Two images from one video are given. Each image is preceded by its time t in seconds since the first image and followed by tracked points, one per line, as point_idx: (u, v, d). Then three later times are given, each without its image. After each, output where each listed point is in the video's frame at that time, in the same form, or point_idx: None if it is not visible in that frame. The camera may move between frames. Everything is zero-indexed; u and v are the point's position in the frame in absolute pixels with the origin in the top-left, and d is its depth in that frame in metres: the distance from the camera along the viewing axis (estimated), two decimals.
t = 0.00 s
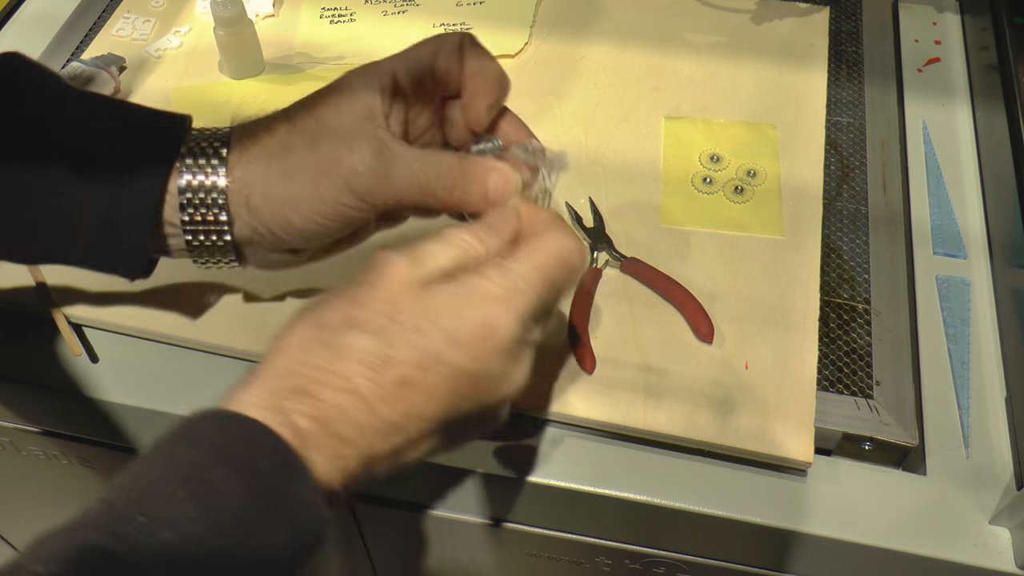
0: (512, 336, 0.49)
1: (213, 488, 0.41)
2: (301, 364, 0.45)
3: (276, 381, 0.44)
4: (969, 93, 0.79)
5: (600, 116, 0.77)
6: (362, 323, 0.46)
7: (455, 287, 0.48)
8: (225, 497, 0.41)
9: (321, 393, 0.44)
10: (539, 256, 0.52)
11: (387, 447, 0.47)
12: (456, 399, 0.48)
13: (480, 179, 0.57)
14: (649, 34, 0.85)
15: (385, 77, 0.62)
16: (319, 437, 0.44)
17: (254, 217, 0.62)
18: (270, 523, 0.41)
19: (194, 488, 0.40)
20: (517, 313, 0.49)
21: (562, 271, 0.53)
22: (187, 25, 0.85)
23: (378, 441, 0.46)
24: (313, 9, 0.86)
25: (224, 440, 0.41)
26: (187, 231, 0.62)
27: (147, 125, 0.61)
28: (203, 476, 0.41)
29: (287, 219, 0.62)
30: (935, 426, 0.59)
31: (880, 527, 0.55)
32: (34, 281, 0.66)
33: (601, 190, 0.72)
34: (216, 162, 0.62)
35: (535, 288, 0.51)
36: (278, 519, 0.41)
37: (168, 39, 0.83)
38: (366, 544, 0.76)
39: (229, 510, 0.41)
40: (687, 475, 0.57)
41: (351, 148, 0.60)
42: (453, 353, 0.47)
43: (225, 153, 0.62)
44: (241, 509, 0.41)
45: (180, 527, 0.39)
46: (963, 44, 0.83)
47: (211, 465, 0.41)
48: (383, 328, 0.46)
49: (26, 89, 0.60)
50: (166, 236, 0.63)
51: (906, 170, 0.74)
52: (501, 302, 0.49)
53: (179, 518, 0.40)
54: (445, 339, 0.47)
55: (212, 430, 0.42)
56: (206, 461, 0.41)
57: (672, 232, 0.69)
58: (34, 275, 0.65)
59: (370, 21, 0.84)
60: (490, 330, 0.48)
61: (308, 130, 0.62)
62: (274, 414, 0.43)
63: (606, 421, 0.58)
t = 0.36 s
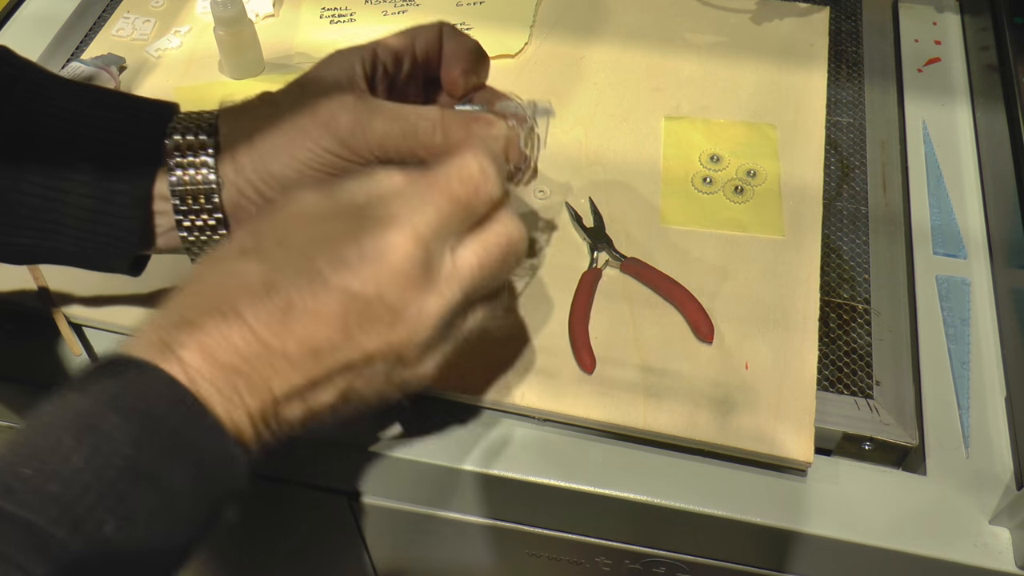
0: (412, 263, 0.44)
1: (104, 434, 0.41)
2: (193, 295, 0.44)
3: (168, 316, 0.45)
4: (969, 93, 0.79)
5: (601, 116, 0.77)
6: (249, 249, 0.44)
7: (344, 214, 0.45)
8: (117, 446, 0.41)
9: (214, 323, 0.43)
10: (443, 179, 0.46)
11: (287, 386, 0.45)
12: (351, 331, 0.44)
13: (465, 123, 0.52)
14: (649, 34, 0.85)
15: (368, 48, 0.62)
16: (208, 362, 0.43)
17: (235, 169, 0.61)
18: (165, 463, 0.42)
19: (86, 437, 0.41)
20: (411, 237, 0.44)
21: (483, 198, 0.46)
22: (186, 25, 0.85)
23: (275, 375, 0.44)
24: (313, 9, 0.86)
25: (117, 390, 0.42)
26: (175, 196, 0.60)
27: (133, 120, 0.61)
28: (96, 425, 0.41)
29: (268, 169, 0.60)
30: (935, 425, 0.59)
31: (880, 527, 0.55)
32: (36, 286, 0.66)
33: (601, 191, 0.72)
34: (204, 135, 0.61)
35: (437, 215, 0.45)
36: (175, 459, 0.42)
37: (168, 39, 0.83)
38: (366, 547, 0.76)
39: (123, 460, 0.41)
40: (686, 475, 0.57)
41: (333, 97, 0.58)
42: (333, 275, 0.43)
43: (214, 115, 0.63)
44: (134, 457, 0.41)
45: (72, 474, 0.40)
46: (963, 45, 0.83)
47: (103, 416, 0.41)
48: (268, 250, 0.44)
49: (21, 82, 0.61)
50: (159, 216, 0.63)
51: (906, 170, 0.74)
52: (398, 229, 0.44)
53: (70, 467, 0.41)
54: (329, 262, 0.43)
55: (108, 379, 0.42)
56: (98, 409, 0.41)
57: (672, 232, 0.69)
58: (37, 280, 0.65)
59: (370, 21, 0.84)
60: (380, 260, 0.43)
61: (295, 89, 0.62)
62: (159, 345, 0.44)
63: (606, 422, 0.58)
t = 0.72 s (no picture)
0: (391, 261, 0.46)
1: (44, 380, 0.39)
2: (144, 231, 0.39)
3: (109, 248, 0.39)
4: (969, 93, 0.79)
5: (601, 116, 0.77)
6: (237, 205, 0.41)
7: (344, 194, 0.44)
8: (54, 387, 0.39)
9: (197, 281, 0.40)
10: (440, 189, 0.48)
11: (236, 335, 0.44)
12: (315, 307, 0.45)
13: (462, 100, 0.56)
14: (649, 34, 0.85)
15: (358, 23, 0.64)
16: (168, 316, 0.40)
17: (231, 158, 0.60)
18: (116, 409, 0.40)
19: (22, 382, 0.39)
20: (401, 237, 0.45)
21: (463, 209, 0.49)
22: (186, 25, 0.85)
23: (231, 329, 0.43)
24: (313, 9, 0.86)
25: (54, 326, 0.39)
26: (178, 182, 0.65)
27: (127, 114, 0.64)
28: (34, 369, 0.39)
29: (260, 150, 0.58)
30: (935, 425, 0.59)
31: (880, 527, 0.55)
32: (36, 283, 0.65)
33: (601, 191, 0.72)
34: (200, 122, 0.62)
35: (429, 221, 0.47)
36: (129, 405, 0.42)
37: (168, 39, 0.83)
38: (366, 547, 0.76)
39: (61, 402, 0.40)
40: (686, 475, 0.57)
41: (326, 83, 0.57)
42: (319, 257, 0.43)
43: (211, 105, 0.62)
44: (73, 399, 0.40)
45: (10, 424, 0.38)
46: (963, 45, 0.83)
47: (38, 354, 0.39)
48: (260, 216, 0.41)
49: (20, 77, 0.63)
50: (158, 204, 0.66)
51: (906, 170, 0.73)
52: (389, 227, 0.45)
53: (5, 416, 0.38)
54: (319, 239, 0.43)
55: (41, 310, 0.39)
56: (35, 353, 0.39)
57: (672, 232, 0.69)
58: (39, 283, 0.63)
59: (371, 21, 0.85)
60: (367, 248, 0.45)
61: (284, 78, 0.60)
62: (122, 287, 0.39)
63: (606, 421, 0.58)
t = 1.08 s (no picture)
0: (424, 167, 0.43)
1: (65, 359, 0.37)
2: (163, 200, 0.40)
3: (129, 226, 0.39)
4: (969, 93, 0.79)
5: (601, 116, 0.77)
6: (245, 147, 0.41)
7: (354, 122, 0.43)
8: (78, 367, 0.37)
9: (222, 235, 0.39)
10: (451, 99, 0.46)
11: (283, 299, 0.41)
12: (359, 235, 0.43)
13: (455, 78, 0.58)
14: (650, 34, 0.85)
15: None
16: (188, 272, 0.38)
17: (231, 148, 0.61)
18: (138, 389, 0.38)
19: (41, 361, 0.36)
20: (426, 142, 0.44)
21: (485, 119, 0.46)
22: (186, 25, 0.85)
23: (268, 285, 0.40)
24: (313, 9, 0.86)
25: (76, 299, 0.37)
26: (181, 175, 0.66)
27: (133, 99, 0.63)
28: (53, 349, 0.37)
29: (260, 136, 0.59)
30: (935, 426, 0.59)
31: (881, 527, 0.55)
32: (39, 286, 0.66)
33: (602, 191, 0.72)
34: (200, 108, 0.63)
35: (452, 131, 0.45)
36: (153, 386, 0.38)
37: (168, 39, 0.83)
38: (366, 546, 0.76)
39: (84, 381, 0.37)
40: (686, 475, 0.57)
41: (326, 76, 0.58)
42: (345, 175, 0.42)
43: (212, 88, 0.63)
44: (101, 378, 0.38)
45: (29, 403, 0.36)
46: (963, 45, 0.83)
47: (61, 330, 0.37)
48: (265, 150, 0.41)
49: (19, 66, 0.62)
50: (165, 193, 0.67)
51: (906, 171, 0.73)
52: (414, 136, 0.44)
53: (24, 397, 0.36)
54: (336, 157, 0.42)
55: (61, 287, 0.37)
56: (55, 330, 0.37)
57: (672, 232, 0.69)
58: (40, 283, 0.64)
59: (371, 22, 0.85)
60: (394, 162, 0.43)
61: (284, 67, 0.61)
62: (138, 253, 0.38)
63: (605, 422, 0.58)
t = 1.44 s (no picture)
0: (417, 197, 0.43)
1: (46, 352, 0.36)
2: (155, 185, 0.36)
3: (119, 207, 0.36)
4: (969, 93, 0.79)
5: (600, 116, 0.77)
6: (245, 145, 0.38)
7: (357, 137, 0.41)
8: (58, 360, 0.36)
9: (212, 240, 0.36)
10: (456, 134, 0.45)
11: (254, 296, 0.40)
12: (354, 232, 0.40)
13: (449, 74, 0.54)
14: (650, 34, 0.85)
15: (343, 10, 0.65)
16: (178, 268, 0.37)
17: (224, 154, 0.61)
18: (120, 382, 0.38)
19: (25, 357, 0.35)
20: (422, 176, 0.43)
21: (477, 124, 0.46)
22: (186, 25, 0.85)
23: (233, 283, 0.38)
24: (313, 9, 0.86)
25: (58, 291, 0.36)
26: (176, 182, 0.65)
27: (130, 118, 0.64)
28: (37, 344, 0.36)
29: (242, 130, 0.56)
30: (935, 426, 0.59)
31: (880, 527, 0.55)
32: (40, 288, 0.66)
33: (601, 191, 0.72)
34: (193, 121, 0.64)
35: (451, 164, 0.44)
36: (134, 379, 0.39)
37: (168, 39, 0.83)
38: (367, 547, 0.76)
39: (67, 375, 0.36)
40: (686, 475, 0.57)
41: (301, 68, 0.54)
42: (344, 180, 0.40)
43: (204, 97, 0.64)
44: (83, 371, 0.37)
45: (15, 402, 0.35)
46: (963, 44, 0.83)
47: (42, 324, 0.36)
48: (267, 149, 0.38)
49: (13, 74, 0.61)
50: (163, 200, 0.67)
51: (906, 170, 0.73)
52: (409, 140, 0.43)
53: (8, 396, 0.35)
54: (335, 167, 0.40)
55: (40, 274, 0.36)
56: (39, 324, 0.36)
57: (672, 232, 0.69)
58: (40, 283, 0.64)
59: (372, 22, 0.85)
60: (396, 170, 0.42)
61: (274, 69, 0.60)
62: (129, 245, 0.36)
63: (605, 421, 0.58)
